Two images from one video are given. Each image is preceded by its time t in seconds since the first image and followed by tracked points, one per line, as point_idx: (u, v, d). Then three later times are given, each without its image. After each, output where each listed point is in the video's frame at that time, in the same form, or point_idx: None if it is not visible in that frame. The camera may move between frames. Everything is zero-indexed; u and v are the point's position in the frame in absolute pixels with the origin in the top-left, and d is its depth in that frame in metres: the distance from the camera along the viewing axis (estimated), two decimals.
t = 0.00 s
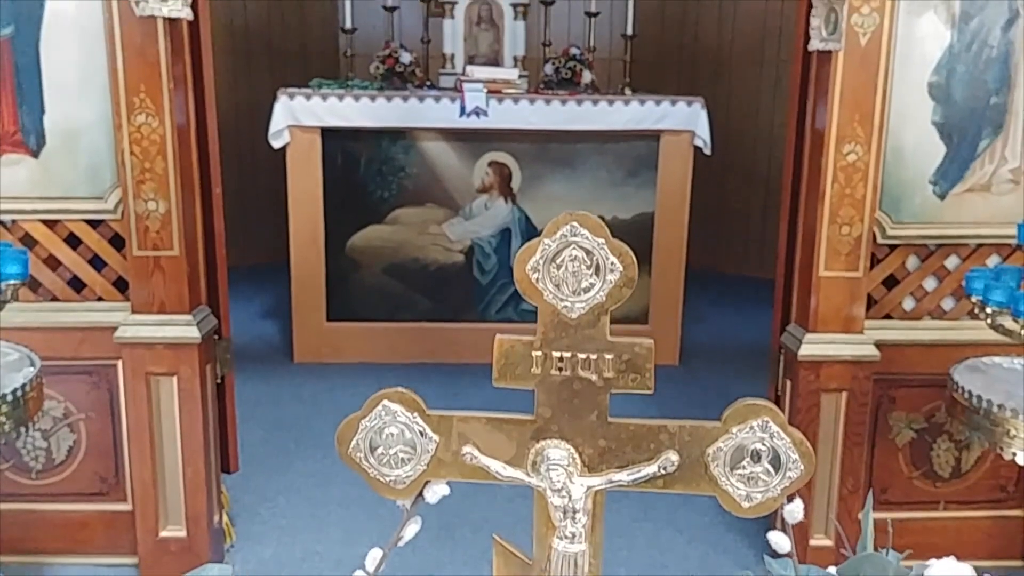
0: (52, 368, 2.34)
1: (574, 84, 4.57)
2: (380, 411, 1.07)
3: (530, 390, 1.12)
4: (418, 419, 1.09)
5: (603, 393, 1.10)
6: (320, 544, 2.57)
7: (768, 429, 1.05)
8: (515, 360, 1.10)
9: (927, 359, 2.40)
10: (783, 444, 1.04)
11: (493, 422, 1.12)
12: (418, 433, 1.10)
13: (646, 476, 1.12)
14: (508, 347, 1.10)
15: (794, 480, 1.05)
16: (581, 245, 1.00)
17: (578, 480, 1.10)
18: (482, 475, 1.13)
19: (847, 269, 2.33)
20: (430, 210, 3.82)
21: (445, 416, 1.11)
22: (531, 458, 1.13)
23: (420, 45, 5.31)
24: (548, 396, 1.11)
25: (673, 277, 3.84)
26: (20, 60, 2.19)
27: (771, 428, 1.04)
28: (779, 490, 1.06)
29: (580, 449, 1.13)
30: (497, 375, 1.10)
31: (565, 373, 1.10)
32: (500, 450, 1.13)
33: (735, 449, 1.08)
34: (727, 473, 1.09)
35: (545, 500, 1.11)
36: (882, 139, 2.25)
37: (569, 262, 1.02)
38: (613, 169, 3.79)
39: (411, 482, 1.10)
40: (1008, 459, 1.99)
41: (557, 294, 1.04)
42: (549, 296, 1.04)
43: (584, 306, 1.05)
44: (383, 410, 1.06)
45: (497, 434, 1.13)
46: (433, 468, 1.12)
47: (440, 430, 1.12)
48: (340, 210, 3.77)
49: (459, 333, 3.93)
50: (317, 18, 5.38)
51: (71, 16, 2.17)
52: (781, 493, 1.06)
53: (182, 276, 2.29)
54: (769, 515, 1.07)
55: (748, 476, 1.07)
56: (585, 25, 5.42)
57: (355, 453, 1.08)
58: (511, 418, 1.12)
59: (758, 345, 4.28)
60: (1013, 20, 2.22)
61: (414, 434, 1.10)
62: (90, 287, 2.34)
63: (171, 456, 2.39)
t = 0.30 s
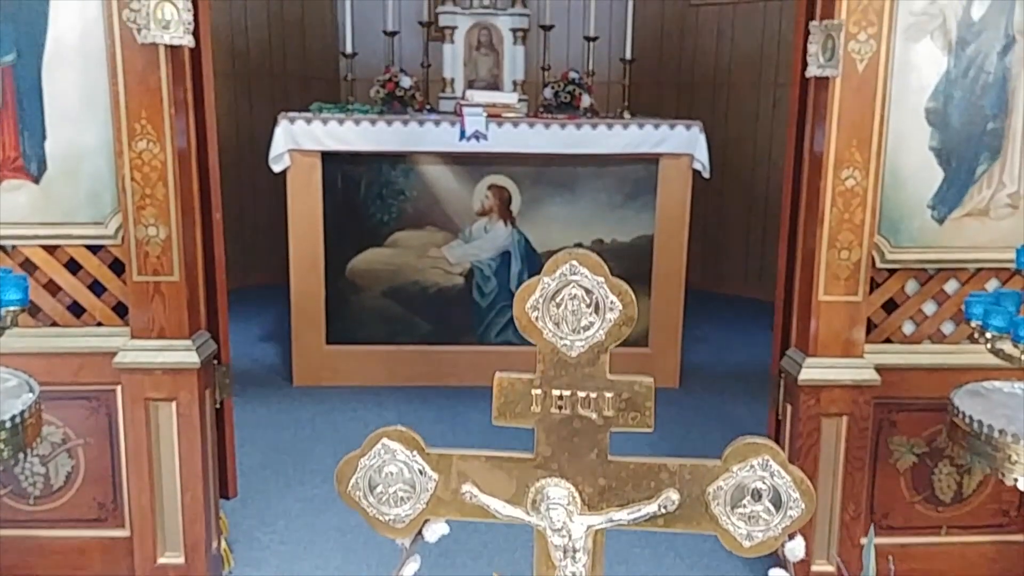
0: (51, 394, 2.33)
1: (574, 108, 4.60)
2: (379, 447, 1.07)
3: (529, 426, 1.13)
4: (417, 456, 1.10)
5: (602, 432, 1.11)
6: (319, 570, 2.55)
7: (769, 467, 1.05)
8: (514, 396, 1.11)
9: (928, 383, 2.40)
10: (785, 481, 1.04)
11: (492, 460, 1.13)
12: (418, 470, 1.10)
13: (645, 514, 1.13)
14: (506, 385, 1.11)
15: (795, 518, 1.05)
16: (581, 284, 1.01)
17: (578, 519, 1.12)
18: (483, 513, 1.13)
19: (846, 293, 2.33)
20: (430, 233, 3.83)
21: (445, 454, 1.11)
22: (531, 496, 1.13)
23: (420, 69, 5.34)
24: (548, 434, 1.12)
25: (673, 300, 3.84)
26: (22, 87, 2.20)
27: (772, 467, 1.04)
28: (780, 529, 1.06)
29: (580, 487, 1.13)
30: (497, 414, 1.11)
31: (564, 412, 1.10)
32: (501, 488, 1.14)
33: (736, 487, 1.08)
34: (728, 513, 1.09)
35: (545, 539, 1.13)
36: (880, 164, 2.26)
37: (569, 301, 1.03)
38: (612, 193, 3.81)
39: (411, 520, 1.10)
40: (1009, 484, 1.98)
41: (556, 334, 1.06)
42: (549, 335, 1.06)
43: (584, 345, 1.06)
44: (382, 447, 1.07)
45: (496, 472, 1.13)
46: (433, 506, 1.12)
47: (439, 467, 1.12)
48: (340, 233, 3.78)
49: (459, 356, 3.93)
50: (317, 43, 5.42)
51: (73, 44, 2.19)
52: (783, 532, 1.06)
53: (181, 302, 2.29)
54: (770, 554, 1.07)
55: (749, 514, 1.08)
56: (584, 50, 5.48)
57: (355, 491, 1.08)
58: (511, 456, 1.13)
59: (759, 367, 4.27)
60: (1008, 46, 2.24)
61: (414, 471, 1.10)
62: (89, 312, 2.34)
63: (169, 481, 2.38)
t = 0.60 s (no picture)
0: (49, 418, 2.33)
1: (573, 131, 4.62)
2: (379, 488, 1.07)
3: (528, 466, 1.13)
4: (417, 497, 1.09)
5: (602, 471, 1.12)
6: None
7: (768, 509, 1.05)
8: (514, 436, 1.11)
9: (927, 407, 2.39)
10: (784, 523, 1.05)
11: (490, 501, 1.13)
12: (417, 511, 1.10)
13: (644, 556, 1.12)
14: (506, 425, 1.11)
15: (794, 559, 1.05)
16: (581, 325, 1.03)
17: (578, 559, 1.13)
18: (482, 554, 1.13)
19: (846, 317, 2.33)
20: (430, 255, 3.84)
21: (444, 495, 1.11)
22: (531, 536, 1.13)
23: (420, 92, 5.38)
24: (548, 474, 1.12)
25: (672, 322, 3.84)
26: (24, 113, 2.21)
27: (772, 508, 1.05)
28: (780, 571, 1.06)
29: (580, 529, 1.13)
30: (497, 454, 1.12)
31: (564, 452, 1.11)
32: (501, 529, 1.13)
33: (735, 529, 1.08)
34: (727, 555, 1.08)
35: None
36: (878, 189, 2.27)
37: (569, 342, 1.05)
38: (612, 215, 3.82)
39: (411, 562, 1.10)
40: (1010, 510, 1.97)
41: (556, 374, 1.07)
42: (549, 375, 1.07)
43: (584, 386, 1.07)
44: (381, 488, 1.07)
45: (496, 513, 1.13)
46: (432, 547, 1.12)
47: (439, 508, 1.12)
48: (340, 256, 3.78)
49: (458, 379, 3.92)
50: (318, 65, 5.46)
51: (75, 70, 2.20)
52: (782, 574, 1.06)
53: (181, 326, 2.29)
54: None
55: (747, 556, 1.07)
56: (583, 73, 5.52)
57: (355, 533, 1.08)
58: (510, 497, 1.13)
59: (759, 389, 4.26)
60: (1005, 72, 2.25)
61: (413, 513, 1.10)
62: (89, 336, 2.34)
63: (167, 507, 2.37)
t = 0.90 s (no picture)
0: (48, 440, 2.32)
1: (572, 151, 4.64)
2: (379, 518, 1.08)
3: (530, 496, 1.15)
4: (418, 527, 1.09)
5: (604, 502, 1.13)
6: None
7: (771, 539, 1.06)
8: (515, 465, 1.13)
9: (929, 428, 2.39)
10: (787, 553, 1.05)
11: (492, 531, 1.13)
12: (418, 541, 1.10)
13: None
14: (507, 454, 1.13)
15: None
16: (581, 354, 1.08)
17: None
18: None
19: (846, 338, 2.33)
20: (430, 275, 3.84)
21: (445, 525, 1.11)
22: (533, 568, 1.13)
23: (421, 113, 5.42)
24: (550, 504, 1.14)
25: (673, 342, 3.84)
26: (26, 135, 2.22)
27: (775, 539, 1.05)
28: None
29: (583, 560, 1.14)
30: (498, 484, 1.14)
31: (566, 482, 1.13)
32: (502, 559, 1.14)
33: (738, 559, 1.07)
34: None
35: None
36: (876, 210, 2.27)
37: (570, 372, 1.10)
38: (611, 235, 3.83)
39: None
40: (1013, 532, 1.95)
41: (557, 404, 1.11)
42: (550, 406, 1.11)
43: (585, 416, 1.11)
44: (382, 518, 1.07)
45: (498, 544, 1.14)
46: None
47: (439, 539, 1.11)
48: (340, 276, 3.79)
49: (458, 399, 3.91)
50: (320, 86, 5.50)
51: (77, 93, 2.21)
52: None
53: (181, 347, 2.29)
54: None
55: None
56: (582, 94, 5.56)
57: (355, 564, 1.07)
58: (511, 527, 1.14)
59: (759, 409, 4.26)
60: (1002, 94, 2.26)
61: (414, 543, 1.09)
62: (89, 358, 2.34)
63: (165, 530, 2.35)
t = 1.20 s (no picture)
0: (48, 463, 2.31)
1: (571, 171, 4.66)
2: (386, 556, 1.09)
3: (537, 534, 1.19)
4: (422, 564, 1.09)
5: (610, 539, 1.17)
6: None
7: None
8: (521, 504, 1.17)
9: (930, 450, 2.39)
10: None
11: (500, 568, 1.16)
12: None
13: None
14: (514, 493, 1.17)
15: None
16: (586, 393, 1.15)
17: None
18: None
19: (847, 359, 2.33)
20: (430, 295, 3.84)
21: (450, 564, 1.14)
22: None
23: (421, 133, 5.44)
24: (556, 541, 1.18)
25: (673, 361, 3.84)
26: (29, 158, 2.23)
27: None
28: None
29: None
30: (504, 522, 1.17)
31: (572, 520, 1.17)
32: None
33: None
34: None
35: None
36: (876, 232, 2.28)
37: (575, 410, 1.16)
38: (611, 255, 3.84)
39: None
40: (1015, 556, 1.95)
41: (563, 442, 1.16)
42: (555, 444, 1.17)
43: (590, 454, 1.16)
44: (387, 555, 1.09)
45: None
46: None
47: None
48: (340, 296, 3.79)
49: (458, 419, 3.91)
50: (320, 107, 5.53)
51: (80, 117, 2.23)
52: None
53: (182, 370, 2.29)
54: None
55: None
56: (582, 115, 5.59)
57: None
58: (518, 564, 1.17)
59: (760, 429, 4.25)
60: (999, 117, 2.28)
61: None
62: (89, 380, 2.34)
63: (164, 554, 2.35)
